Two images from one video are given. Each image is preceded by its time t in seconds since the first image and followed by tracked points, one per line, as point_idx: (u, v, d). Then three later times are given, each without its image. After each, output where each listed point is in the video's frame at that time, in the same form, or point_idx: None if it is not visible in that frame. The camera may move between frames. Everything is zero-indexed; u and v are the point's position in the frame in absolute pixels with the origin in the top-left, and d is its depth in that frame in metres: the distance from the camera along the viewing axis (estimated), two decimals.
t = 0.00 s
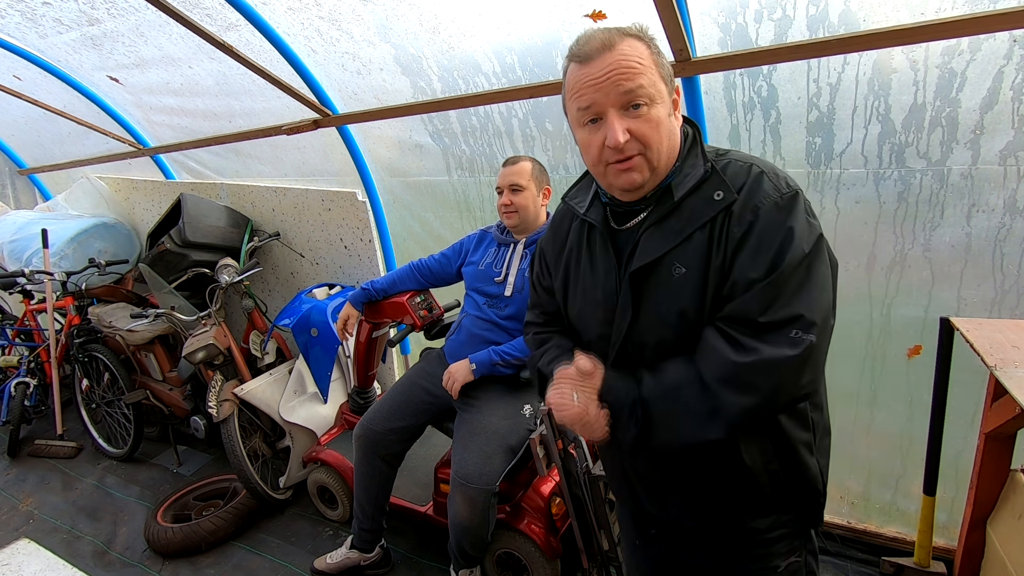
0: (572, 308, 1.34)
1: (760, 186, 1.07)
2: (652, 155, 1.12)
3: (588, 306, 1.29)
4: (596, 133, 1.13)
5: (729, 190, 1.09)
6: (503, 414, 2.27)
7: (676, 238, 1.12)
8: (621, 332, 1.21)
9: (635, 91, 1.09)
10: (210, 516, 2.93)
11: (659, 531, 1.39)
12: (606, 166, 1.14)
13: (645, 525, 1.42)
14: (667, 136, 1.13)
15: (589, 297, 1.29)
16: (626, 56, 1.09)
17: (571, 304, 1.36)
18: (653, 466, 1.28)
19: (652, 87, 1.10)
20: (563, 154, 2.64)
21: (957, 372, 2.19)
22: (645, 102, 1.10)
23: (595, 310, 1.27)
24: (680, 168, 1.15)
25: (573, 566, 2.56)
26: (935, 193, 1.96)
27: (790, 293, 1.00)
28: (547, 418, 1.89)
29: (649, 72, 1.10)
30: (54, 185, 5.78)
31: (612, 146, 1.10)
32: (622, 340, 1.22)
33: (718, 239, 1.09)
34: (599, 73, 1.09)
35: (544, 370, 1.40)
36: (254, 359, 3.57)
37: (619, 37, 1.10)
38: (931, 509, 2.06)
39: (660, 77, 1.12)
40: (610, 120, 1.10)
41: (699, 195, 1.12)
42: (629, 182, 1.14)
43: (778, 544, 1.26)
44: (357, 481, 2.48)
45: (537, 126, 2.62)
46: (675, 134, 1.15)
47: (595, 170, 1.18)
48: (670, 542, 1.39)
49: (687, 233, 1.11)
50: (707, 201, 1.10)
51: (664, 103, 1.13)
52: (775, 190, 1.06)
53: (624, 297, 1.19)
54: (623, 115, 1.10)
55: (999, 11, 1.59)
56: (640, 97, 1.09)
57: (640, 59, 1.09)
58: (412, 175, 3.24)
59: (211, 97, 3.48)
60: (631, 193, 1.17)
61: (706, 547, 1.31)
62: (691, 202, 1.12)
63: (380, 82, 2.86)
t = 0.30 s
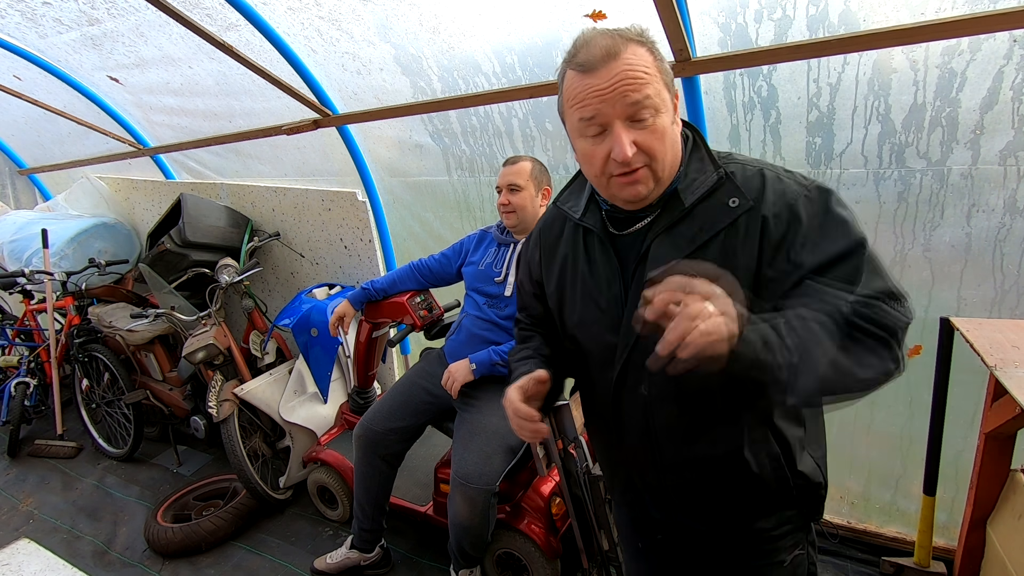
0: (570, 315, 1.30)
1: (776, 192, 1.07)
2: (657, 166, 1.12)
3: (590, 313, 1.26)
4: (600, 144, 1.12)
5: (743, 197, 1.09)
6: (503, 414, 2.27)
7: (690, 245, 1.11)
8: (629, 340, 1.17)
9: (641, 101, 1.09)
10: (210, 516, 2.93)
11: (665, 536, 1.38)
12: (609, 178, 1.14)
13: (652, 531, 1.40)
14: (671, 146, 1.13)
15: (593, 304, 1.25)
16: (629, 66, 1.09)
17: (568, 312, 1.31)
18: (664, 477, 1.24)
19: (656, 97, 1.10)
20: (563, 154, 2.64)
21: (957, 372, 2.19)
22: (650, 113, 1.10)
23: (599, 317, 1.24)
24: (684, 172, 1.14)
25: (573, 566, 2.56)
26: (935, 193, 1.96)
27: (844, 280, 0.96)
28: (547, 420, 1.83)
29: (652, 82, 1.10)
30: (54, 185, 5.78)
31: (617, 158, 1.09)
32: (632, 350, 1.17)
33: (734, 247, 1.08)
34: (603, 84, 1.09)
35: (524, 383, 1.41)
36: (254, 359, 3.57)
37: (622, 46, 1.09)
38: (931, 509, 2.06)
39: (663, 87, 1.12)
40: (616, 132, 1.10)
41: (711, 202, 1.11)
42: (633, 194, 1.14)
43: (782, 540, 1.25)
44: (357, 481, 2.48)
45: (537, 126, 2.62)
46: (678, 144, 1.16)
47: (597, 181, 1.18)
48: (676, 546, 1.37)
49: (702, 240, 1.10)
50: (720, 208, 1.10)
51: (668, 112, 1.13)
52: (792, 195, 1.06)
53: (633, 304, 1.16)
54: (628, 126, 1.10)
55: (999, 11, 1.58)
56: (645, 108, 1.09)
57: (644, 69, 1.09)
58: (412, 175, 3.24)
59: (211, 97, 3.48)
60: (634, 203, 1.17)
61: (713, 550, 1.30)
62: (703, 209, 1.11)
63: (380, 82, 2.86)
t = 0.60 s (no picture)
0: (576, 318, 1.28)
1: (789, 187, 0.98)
2: (669, 165, 1.08)
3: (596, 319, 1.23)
4: (611, 140, 1.08)
5: (752, 198, 1.02)
6: (503, 415, 2.27)
7: (694, 250, 1.02)
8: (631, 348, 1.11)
9: (655, 96, 1.04)
10: (210, 516, 2.93)
11: (669, 547, 1.35)
12: (619, 176, 1.10)
13: (655, 540, 1.37)
14: (685, 144, 1.09)
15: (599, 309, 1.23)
16: (644, 57, 1.04)
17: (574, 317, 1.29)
18: (670, 483, 1.22)
19: (671, 91, 1.06)
20: (563, 154, 2.64)
21: (957, 372, 2.19)
22: (664, 108, 1.06)
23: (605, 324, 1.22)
24: (694, 173, 1.09)
25: (573, 566, 2.55)
26: (935, 193, 1.96)
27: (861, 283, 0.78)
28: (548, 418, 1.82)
29: (667, 76, 1.06)
30: (53, 185, 5.78)
31: (629, 156, 1.05)
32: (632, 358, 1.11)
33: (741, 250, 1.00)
34: (615, 76, 1.04)
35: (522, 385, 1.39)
36: (254, 359, 3.57)
37: (637, 38, 1.05)
38: (931, 509, 2.06)
39: (677, 81, 1.08)
40: (628, 127, 1.05)
41: (719, 204, 1.05)
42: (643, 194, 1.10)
43: (789, 552, 1.24)
44: (357, 481, 2.48)
45: (537, 126, 2.62)
46: (691, 141, 1.12)
47: (606, 180, 1.14)
48: (679, 556, 1.34)
49: (706, 245, 1.02)
50: (728, 211, 1.03)
51: (682, 108, 1.09)
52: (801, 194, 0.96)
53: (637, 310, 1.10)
54: (641, 122, 1.05)
55: (998, 11, 1.59)
56: (659, 102, 1.05)
57: (659, 61, 1.05)
58: (412, 175, 3.24)
59: (211, 97, 3.48)
60: (643, 204, 1.13)
61: (717, 560, 1.27)
62: (710, 212, 1.05)
63: (380, 82, 2.86)
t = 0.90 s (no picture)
0: (577, 322, 1.29)
1: (803, 206, 0.97)
2: (669, 167, 1.05)
3: (597, 323, 1.24)
4: (607, 143, 1.06)
5: (763, 208, 1.00)
6: (503, 415, 2.27)
7: (699, 260, 1.04)
8: (632, 356, 1.15)
9: (652, 97, 1.02)
10: (210, 516, 2.93)
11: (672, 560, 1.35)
12: (616, 180, 1.09)
13: (659, 550, 1.36)
14: (686, 145, 1.06)
15: (600, 312, 1.23)
16: (640, 57, 1.02)
17: (575, 320, 1.29)
18: (670, 491, 1.24)
19: (670, 92, 1.03)
20: (563, 154, 2.64)
21: (958, 372, 2.18)
22: (663, 110, 1.03)
23: (606, 329, 1.22)
24: (700, 177, 1.07)
25: (573, 566, 2.55)
26: (935, 193, 1.96)
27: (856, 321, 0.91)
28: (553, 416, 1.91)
29: (666, 76, 1.03)
30: (54, 185, 5.78)
31: (625, 160, 1.03)
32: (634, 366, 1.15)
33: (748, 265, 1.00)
34: (610, 78, 1.03)
35: (527, 391, 1.41)
36: (254, 359, 3.57)
37: (633, 36, 1.02)
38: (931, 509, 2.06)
39: (678, 80, 1.05)
40: (622, 131, 1.03)
41: (728, 212, 1.03)
42: (641, 198, 1.08)
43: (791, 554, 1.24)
44: (357, 481, 2.48)
45: (537, 126, 2.62)
46: (695, 141, 1.09)
47: (604, 183, 1.13)
48: (684, 566, 1.33)
49: (713, 255, 1.03)
50: (736, 220, 1.02)
51: (683, 108, 1.05)
52: (815, 214, 0.96)
53: (640, 318, 1.13)
54: (638, 124, 1.03)
55: (999, 11, 1.58)
56: (656, 104, 1.02)
57: (656, 61, 1.03)
58: (412, 175, 3.24)
59: (211, 97, 3.48)
60: (643, 207, 1.11)
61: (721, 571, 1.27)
62: (717, 219, 1.04)
63: (380, 82, 2.86)
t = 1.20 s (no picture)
0: (590, 325, 1.27)
1: (827, 202, 0.99)
2: (689, 167, 1.06)
3: (611, 326, 1.23)
4: (629, 139, 1.06)
5: (789, 206, 1.02)
6: (503, 415, 2.27)
7: (725, 260, 1.05)
8: (654, 361, 1.14)
9: (677, 93, 1.02)
10: (210, 516, 2.93)
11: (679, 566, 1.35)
12: (636, 178, 1.08)
13: (668, 557, 1.35)
14: (706, 145, 1.07)
15: (614, 316, 1.22)
16: (667, 52, 1.01)
17: (586, 324, 1.28)
18: (684, 498, 1.23)
19: (695, 89, 1.03)
20: (563, 154, 2.63)
21: (958, 373, 2.18)
22: (687, 107, 1.03)
23: (622, 334, 1.22)
24: (719, 176, 1.09)
25: (573, 566, 2.55)
26: (935, 193, 1.96)
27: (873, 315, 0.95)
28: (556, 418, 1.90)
29: (691, 73, 1.03)
30: (54, 185, 5.78)
31: (648, 157, 1.03)
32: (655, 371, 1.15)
33: (775, 263, 1.02)
34: (636, 72, 1.01)
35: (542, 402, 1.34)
36: (254, 359, 3.57)
37: (660, 30, 1.02)
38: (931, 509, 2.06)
39: (701, 77, 1.05)
40: (647, 125, 1.03)
41: (753, 210, 1.05)
42: (660, 197, 1.08)
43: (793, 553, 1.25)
44: (357, 481, 2.48)
45: (537, 126, 2.62)
46: (713, 141, 1.10)
47: (621, 182, 1.12)
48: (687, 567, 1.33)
49: (740, 255, 1.04)
50: (763, 218, 1.04)
51: (705, 106, 1.06)
52: (840, 209, 0.98)
53: (662, 322, 1.12)
54: (662, 121, 1.03)
55: (999, 11, 1.58)
56: (681, 101, 1.03)
57: (683, 56, 1.03)
58: (412, 175, 3.24)
59: (211, 97, 3.48)
60: (660, 206, 1.12)
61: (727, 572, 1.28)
62: (742, 218, 1.05)
63: (380, 82, 2.86)
